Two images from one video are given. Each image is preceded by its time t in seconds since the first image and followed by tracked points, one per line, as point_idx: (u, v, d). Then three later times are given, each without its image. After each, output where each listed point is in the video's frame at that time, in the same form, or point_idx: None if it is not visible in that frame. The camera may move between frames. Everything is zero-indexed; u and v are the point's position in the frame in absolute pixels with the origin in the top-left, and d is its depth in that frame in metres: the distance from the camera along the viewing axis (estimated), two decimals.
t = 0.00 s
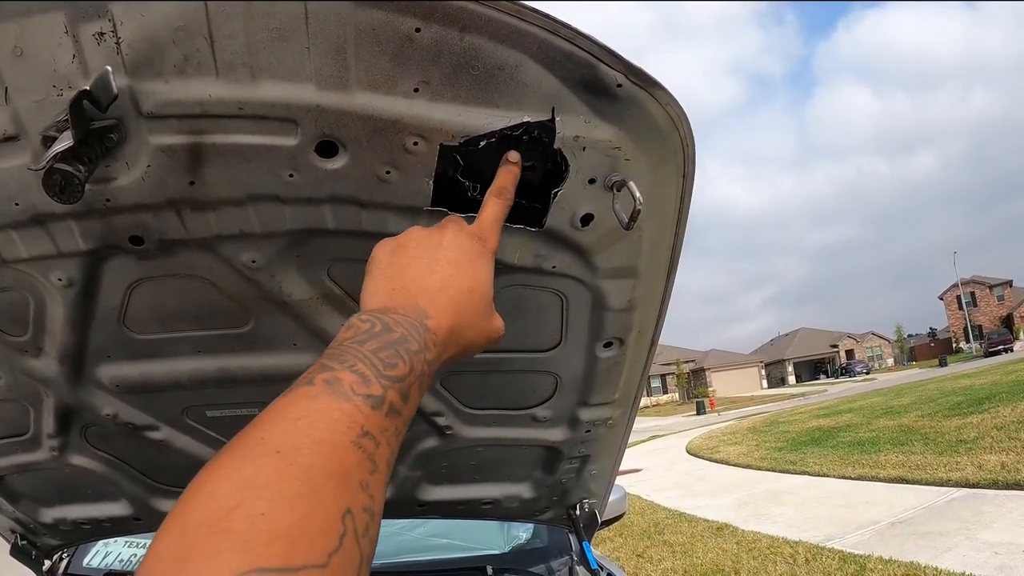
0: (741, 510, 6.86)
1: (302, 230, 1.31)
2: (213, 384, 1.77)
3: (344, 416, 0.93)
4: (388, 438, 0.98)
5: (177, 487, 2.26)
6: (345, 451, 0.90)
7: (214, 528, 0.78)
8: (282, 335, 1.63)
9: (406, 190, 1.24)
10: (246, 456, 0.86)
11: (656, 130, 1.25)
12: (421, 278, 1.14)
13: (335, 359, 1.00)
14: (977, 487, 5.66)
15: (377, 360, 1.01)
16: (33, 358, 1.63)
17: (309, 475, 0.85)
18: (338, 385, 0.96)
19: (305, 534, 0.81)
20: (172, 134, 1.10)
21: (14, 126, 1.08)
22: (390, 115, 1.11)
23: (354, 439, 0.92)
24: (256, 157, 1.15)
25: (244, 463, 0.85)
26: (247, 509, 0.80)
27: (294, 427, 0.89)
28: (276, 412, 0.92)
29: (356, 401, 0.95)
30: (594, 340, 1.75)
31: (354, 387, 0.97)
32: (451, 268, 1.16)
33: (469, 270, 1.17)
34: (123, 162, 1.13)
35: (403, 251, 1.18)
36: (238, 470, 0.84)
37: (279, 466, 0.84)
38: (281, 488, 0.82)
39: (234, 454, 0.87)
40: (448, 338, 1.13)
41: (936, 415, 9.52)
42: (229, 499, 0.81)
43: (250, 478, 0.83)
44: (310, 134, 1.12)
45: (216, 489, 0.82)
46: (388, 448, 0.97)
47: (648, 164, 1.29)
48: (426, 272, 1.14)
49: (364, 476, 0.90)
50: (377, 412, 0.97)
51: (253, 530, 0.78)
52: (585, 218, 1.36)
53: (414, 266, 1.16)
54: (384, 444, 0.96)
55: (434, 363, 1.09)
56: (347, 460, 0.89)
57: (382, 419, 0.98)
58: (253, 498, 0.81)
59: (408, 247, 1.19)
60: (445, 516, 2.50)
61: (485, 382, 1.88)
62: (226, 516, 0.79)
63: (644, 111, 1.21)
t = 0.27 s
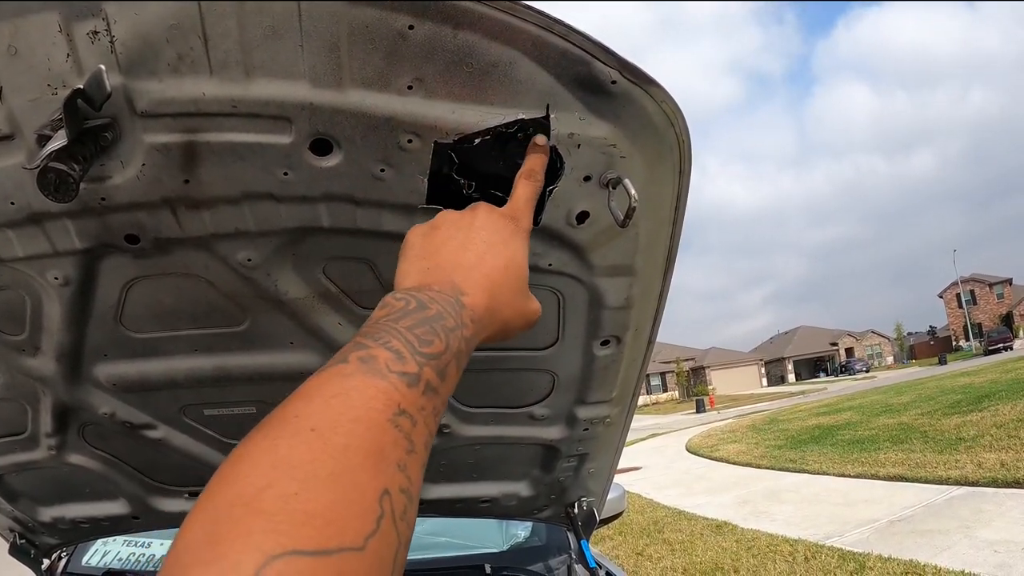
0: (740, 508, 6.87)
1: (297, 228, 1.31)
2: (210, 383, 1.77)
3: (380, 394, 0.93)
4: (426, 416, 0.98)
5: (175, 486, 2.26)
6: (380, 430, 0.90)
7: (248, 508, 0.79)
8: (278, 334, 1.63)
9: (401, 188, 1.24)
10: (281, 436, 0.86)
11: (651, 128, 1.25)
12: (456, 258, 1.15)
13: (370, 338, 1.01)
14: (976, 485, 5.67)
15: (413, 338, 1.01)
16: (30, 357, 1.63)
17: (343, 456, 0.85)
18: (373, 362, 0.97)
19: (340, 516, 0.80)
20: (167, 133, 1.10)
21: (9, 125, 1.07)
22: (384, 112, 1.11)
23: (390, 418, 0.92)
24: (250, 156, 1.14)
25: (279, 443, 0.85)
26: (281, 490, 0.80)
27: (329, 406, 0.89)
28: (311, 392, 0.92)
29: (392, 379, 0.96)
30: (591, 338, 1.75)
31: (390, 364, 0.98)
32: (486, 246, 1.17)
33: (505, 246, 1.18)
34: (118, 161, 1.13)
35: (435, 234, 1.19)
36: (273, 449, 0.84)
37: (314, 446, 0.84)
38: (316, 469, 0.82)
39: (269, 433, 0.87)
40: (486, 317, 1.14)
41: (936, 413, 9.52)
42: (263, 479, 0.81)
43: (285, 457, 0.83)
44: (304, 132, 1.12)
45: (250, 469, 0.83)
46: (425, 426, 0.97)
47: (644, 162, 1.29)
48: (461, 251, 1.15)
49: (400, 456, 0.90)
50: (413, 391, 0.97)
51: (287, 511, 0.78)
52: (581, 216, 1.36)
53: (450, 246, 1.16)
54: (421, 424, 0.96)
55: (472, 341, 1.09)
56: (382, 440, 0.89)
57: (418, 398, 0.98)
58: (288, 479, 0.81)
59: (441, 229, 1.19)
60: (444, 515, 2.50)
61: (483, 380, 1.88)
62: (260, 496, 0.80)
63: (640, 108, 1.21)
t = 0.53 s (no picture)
0: (741, 506, 6.87)
1: (299, 226, 1.31)
2: (212, 381, 1.77)
3: (403, 432, 0.96)
4: (446, 454, 1.01)
5: (177, 484, 2.26)
6: (404, 466, 0.92)
7: (282, 540, 0.80)
8: (280, 331, 1.63)
9: (404, 186, 1.24)
10: (310, 471, 0.88)
11: (654, 126, 1.25)
12: (473, 301, 1.19)
13: (393, 376, 1.04)
14: (977, 483, 5.67)
15: (434, 378, 1.04)
16: (33, 355, 1.63)
17: (370, 491, 0.87)
18: (397, 401, 1.00)
19: (368, 548, 0.82)
20: (170, 130, 1.10)
21: (12, 123, 1.07)
22: (387, 110, 1.11)
23: (413, 454, 0.94)
24: (253, 153, 1.14)
25: (309, 477, 0.87)
26: (314, 523, 0.82)
27: (356, 442, 0.92)
28: (338, 429, 0.95)
29: (415, 418, 0.98)
30: (593, 336, 1.75)
31: (412, 403, 1.00)
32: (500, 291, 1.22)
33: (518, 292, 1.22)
34: (120, 159, 1.13)
35: (453, 279, 1.23)
36: (303, 484, 0.87)
37: (342, 480, 0.87)
38: (345, 502, 0.85)
39: (297, 468, 0.90)
40: (502, 360, 1.17)
41: (936, 411, 9.52)
42: (295, 513, 0.83)
43: (316, 491, 0.85)
44: (307, 129, 1.12)
45: (283, 503, 0.85)
46: (444, 463, 0.99)
47: (646, 160, 1.29)
48: (477, 295, 1.20)
49: (423, 490, 0.92)
50: (434, 428, 1.00)
51: (320, 543, 0.80)
52: (583, 213, 1.36)
53: (466, 290, 1.21)
54: (441, 460, 0.99)
55: (487, 382, 1.13)
56: (406, 475, 0.91)
57: (438, 435, 1.00)
58: (320, 513, 0.83)
59: (459, 275, 1.24)
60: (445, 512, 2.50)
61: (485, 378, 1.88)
62: (292, 530, 0.82)
63: (643, 106, 1.21)
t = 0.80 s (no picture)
0: (743, 505, 6.85)
1: (304, 221, 1.29)
2: (215, 379, 1.76)
3: (365, 442, 0.99)
4: (410, 463, 1.04)
5: (179, 483, 2.25)
6: (364, 476, 0.95)
7: (239, 552, 0.84)
8: (284, 329, 1.61)
9: (411, 180, 1.22)
10: (272, 482, 0.91)
11: (663, 120, 1.23)
12: (455, 326, 1.29)
13: (358, 387, 1.07)
14: (980, 482, 5.65)
15: (398, 389, 1.07)
16: (33, 353, 1.61)
17: (329, 502, 0.91)
18: (360, 411, 1.03)
19: (325, 558, 0.86)
20: (173, 123, 1.08)
21: (12, 116, 1.06)
22: (394, 102, 1.09)
23: (374, 464, 0.97)
24: (258, 147, 1.13)
25: (270, 488, 0.91)
26: (272, 534, 0.86)
27: (316, 453, 0.95)
28: (300, 439, 0.98)
29: (377, 428, 1.02)
30: (600, 333, 1.73)
31: (375, 413, 1.03)
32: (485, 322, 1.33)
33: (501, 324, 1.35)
34: (122, 153, 1.11)
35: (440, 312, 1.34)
36: (264, 495, 0.90)
37: (301, 492, 0.90)
38: (303, 514, 0.88)
39: (260, 479, 0.93)
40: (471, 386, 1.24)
41: (937, 410, 9.50)
42: (255, 524, 0.87)
43: (276, 503, 0.89)
44: (313, 122, 1.11)
45: (244, 514, 0.88)
46: (408, 472, 1.03)
47: (656, 154, 1.27)
48: (462, 320, 1.30)
49: (383, 500, 0.96)
50: (397, 438, 1.03)
51: (276, 555, 0.83)
52: (591, 209, 1.34)
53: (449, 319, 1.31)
54: (405, 469, 1.02)
55: (452, 394, 1.16)
56: (367, 486, 0.95)
57: (401, 444, 1.03)
58: (277, 524, 0.87)
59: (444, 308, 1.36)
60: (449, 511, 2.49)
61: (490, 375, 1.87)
62: (251, 541, 0.85)
63: (653, 99, 1.19)
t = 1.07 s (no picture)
0: (744, 504, 6.84)
1: (309, 216, 1.27)
2: (218, 377, 1.74)
3: (355, 465, 0.97)
4: (397, 487, 1.02)
5: (180, 483, 2.23)
6: (353, 499, 0.93)
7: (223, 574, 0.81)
8: (287, 326, 1.60)
9: (419, 174, 1.20)
10: (258, 504, 0.89)
11: (675, 114, 1.21)
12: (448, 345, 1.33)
13: (349, 406, 1.05)
14: (982, 480, 5.64)
15: (389, 411, 1.06)
16: (33, 351, 1.59)
17: (316, 525, 0.88)
18: (350, 433, 1.01)
19: None
20: (177, 116, 1.06)
21: (12, 109, 1.04)
22: (403, 95, 1.07)
23: (363, 488, 0.96)
24: (263, 141, 1.11)
25: (256, 511, 0.88)
26: (257, 557, 0.83)
27: (304, 475, 0.93)
28: (288, 460, 0.96)
29: (367, 451, 1.00)
30: (606, 330, 1.71)
31: (365, 436, 1.02)
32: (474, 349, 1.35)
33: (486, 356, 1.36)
34: (125, 146, 1.09)
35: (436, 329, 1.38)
36: (250, 518, 0.87)
37: (289, 515, 0.88)
38: (291, 537, 0.85)
39: (246, 501, 0.90)
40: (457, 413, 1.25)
41: (938, 409, 9.50)
42: (240, 547, 0.84)
43: (262, 524, 0.86)
44: (319, 115, 1.09)
45: (227, 537, 0.85)
46: (395, 497, 1.01)
47: (667, 149, 1.25)
48: (456, 348, 1.33)
49: (370, 524, 0.94)
50: (386, 461, 1.01)
51: None
52: (601, 204, 1.32)
53: (438, 340, 1.33)
54: (392, 494, 1.01)
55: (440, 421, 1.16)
56: (355, 509, 0.93)
57: (390, 468, 1.02)
58: (263, 546, 0.84)
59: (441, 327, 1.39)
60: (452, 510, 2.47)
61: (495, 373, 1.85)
62: (235, 564, 0.82)
63: (664, 93, 1.17)
